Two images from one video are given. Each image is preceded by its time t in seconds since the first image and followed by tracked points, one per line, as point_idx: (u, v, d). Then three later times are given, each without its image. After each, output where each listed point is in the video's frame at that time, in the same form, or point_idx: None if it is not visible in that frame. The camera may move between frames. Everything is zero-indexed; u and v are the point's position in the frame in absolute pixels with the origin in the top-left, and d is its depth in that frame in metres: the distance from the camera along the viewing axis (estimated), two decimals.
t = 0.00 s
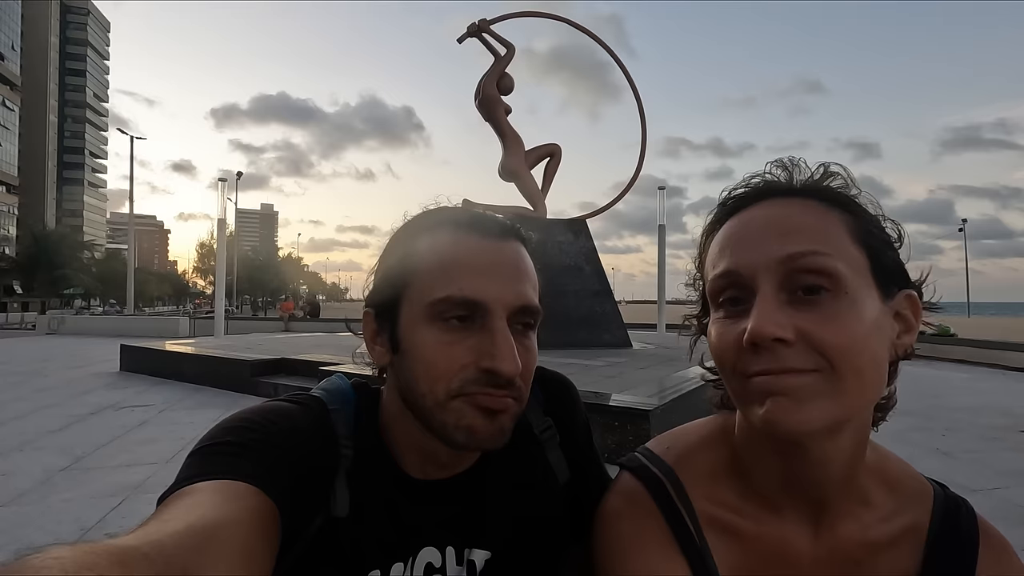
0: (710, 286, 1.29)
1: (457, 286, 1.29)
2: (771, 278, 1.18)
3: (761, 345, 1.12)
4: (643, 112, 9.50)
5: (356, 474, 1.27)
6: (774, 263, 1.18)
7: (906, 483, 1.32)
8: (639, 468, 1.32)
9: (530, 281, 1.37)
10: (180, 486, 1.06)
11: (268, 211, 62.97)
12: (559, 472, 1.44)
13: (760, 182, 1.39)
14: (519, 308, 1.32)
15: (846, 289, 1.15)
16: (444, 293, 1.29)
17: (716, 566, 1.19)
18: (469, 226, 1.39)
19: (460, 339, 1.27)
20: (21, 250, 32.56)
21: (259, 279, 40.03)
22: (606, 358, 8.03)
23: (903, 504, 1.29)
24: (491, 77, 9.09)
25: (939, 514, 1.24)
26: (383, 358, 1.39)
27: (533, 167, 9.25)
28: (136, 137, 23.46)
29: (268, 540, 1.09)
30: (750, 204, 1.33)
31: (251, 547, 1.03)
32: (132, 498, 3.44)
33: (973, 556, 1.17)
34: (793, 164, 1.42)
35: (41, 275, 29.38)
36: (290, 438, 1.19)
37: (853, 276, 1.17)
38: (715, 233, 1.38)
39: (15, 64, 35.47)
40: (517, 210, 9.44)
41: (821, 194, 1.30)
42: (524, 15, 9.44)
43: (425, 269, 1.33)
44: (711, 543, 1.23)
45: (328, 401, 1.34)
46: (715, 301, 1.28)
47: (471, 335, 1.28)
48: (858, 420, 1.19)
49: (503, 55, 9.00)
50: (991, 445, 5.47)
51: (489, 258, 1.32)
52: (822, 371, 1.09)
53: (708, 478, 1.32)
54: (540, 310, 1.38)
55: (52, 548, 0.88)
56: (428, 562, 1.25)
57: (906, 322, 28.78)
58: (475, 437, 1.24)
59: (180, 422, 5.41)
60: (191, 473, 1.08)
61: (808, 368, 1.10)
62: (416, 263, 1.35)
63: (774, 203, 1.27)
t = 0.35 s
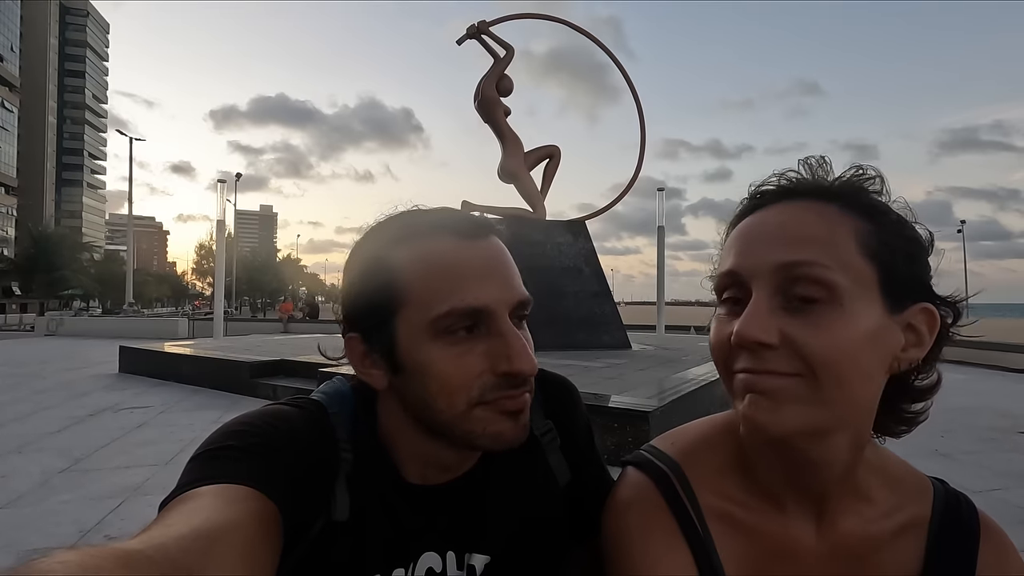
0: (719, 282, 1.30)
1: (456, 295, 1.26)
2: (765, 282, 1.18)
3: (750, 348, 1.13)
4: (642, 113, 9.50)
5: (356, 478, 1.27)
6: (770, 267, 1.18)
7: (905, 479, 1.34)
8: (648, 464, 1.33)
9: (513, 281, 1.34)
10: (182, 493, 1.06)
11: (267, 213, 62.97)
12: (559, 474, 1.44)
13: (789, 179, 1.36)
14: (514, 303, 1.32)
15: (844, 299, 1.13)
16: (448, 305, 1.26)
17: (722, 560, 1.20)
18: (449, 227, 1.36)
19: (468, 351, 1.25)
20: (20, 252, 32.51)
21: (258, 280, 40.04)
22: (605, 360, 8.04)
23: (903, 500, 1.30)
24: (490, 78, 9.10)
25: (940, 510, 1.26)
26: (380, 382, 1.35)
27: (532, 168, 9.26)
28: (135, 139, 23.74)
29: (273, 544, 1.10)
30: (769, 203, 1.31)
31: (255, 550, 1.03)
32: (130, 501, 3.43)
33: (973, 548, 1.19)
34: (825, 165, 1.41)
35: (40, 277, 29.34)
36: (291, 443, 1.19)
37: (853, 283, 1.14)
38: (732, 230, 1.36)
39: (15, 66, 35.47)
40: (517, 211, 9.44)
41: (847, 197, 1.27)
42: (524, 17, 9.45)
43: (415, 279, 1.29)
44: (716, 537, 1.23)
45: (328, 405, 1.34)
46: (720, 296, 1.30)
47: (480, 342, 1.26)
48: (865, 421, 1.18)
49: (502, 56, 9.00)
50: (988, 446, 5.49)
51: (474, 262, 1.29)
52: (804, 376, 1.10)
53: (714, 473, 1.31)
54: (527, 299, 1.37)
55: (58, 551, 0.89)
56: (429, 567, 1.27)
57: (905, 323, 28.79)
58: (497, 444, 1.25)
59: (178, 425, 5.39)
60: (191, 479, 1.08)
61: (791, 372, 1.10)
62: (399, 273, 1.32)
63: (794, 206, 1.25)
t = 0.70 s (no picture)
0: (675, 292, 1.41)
1: (482, 295, 1.27)
2: (698, 294, 1.30)
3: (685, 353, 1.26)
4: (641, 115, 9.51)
5: (356, 478, 1.27)
6: (701, 281, 1.29)
7: (876, 466, 1.40)
8: (631, 454, 1.37)
9: (522, 279, 1.36)
10: (183, 493, 1.07)
11: (267, 214, 62.94)
12: (560, 475, 1.44)
13: (742, 189, 1.44)
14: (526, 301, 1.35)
15: (763, 305, 1.22)
16: (474, 307, 1.26)
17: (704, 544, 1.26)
18: (453, 229, 1.37)
19: (494, 350, 1.26)
20: (19, 253, 32.45)
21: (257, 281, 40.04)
22: (604, 360, 8.05)
23: (872, 483, 1.36)
24: (490, 79, 9.11)
25: (906, 493, 1.31)
26: (400, 390, 1.33)
27: (531, 169, 9.27)
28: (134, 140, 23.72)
29: (274, 543, 1.10)
30: (715, 217, 1.40)
31: (257, 550, 1.04)
32: (128, 502, 3.44)
33: (935, 527, 1.25)
34: (772, 173, 1.47)
35: (38, 277, 29.26)
36: (292, 443, 1.20)
37: (775, 288, 1.23)
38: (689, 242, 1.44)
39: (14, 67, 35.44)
40: (516, 212, 9.44)
41: (783, 204, 1.35)
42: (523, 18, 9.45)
43: (433, 281, 1.29)
44: (698, 522, 1.30)
45: (329, 406, 1.35)
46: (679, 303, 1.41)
47: (504, 340, 1.28)
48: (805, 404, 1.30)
49: (501, 58, 9.02)
50: (987, 447, 5.50)
51: (486, 265, 1.30)
52: (727, 380, 1.22)
53: (694, 462, 1.38)
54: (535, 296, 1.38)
55: (60, 552, 0.90)
56: (429, 567, 1.28)
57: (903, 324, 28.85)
58: (525, 440, 1.28)
59: (177, 426, 5.38)
60: (193, 481, 1.09)
61: (717, 376, 1.23)
62: (414, 277, 1.31)
63: (730, 222, 1.34)
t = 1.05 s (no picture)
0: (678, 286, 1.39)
1: (486, 290, 1.27)
2: (717, 279, 1.29)
3: (709, 336, 1.22)
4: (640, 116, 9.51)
5: (355, 478, 1.27)
6: (721, 264, 1.29)
7: (866, 462, 1.41)
8: (622, 454, 1.38)
9: (526, 276, 1.37)
10: (181, 495, 1.07)
11: (266, 215, 62.92)
12: (559, 475, 1.44)
13: (729, 190, 1.47)
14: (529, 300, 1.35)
15: (786, 287, 1.25)
16: (480, 302, 1.27)
17: (697, 542, 1.27)
18: (460, 226, 1.38)
19: (495, 345, 1.27)
20: (17, 254, 32.43)
21: (257, 282, 40.05)
22: (603, 362, 8.06)
23: (862, 479, 1.37)
24: (489, 81, 9.11)
25: (896, 487, 1.32)
26: (401, 386, 1.34)
27: (531, 170, 9.27)
28: (132, 142, 23.70)
29: (272, 544, 1.11)
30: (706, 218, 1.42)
31: (255, 551, 1.05)
32: (127, 503, 3.44)
33: (927, 521, 1.26)
34: (758, 176, 1.50)
35: (37, 278, 29.25)
36: (290, 445, 1.21)
37: (796, 272, 1.27)
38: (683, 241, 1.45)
39: (14, 68, 35.42)
40: (515, 213, 9.45)
41: (774, 203, 1.38)
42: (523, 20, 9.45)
43: (437, 279, 1.30)
44: (691, 519, 1.31)
45: (326, 406, 1.35)
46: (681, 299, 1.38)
47: (506, 336, 1.28)
48: (809, 399, 1.30)
49: (501, 59, 9.02)
50: (986, 448, 5.51)
51: (494, 261, 1.32)
52: (757, 363, 1.19)
53: (687, 459, 1.40)
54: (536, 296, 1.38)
55: (58, 554, 0.90)
56: (428, 566, 1.29)
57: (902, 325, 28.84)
58: (524, 438, 1.28)
59: (176, 427, 5.39)
60: (190, 482, 1.09)
61: (747, 360, 1.20)
62: (419, 272, 1.32)
63: (736, 214, 1.37)
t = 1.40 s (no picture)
0: (673, 288, 1.39)
1: (474, 295, 1.28)
2: (719, 279, 1.29)
3: (711, 337, 1.22)
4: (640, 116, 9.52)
5: (355, 479, 1.28)
6: (725, 263, 1.28)
7: (862, 462, 1.42)
8: (616, 456, 1.38)
9: (519, 277, 1.38)
10: (180, 496, 1.07)
11: (265, 215, 62.94)
12: (558, 476, 1.45)
13: (719, 190, 1.48)
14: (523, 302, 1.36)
15: (785, 288, 1.25)
16: (470, 305, 1.27)
17: (694, 547, 1.27)
18: (453, 229, 1.39)
19: (486, 349, 1.28)
20: (17, 254, 32.44)
21: (257, 283, 40.07)
22: (602, 362, 8.06)
23: (860, 479, 1.38)
24: (489, 81, 9.13)
25: (894, 488, 1.33)
26: (393, 388, 1.35)
27: (531, 171, 9.28)
28: (133, 142, 23.73)
29: (272, 545, 1.11)
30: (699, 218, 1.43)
31: (255, 551, 1.05)
32: (127, 503, 3.44)
33: (926, 521, 1.26)
34: (752, 176, 1.50)
35: (36, 279, 29.27)
36: (289, 445, 1.21)
37: (795, 271, 1.27)
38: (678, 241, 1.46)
39: (14, 68, 35.45)
40: (515, 214, 9.46)
41: (765, 201, 1.40)
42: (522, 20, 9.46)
43: (429, 281, 1.30)
44: (686, 523, 1.31)
45: (326, 407, 1.36)
46: (678, 299, 1.38)
47: (497, 338, 1.29)
48: (806, 401, 1.31)
49: (500, 59, 9.04)
50: (985, 449, 5.51)
51: (489, 262, 1.33)
52: (758, 366, 1.20)
53: (682, 463, 1.40)
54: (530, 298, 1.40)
55: (58, 554, 0.91)
56: (428, 567, 1.30)
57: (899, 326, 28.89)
58: (516, 442, 1.29)
59: (175, 427, 5.39)
60: (189, 483, 1.10)
61: (747, 363, 1.20)
62: (410, 275, 1.33)
63: (732, 213, 1.37)
